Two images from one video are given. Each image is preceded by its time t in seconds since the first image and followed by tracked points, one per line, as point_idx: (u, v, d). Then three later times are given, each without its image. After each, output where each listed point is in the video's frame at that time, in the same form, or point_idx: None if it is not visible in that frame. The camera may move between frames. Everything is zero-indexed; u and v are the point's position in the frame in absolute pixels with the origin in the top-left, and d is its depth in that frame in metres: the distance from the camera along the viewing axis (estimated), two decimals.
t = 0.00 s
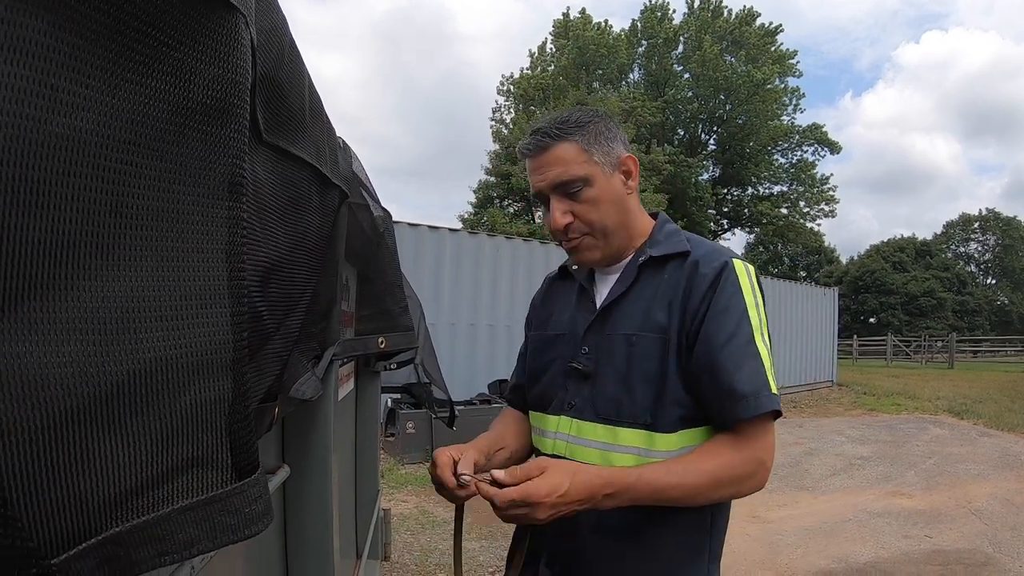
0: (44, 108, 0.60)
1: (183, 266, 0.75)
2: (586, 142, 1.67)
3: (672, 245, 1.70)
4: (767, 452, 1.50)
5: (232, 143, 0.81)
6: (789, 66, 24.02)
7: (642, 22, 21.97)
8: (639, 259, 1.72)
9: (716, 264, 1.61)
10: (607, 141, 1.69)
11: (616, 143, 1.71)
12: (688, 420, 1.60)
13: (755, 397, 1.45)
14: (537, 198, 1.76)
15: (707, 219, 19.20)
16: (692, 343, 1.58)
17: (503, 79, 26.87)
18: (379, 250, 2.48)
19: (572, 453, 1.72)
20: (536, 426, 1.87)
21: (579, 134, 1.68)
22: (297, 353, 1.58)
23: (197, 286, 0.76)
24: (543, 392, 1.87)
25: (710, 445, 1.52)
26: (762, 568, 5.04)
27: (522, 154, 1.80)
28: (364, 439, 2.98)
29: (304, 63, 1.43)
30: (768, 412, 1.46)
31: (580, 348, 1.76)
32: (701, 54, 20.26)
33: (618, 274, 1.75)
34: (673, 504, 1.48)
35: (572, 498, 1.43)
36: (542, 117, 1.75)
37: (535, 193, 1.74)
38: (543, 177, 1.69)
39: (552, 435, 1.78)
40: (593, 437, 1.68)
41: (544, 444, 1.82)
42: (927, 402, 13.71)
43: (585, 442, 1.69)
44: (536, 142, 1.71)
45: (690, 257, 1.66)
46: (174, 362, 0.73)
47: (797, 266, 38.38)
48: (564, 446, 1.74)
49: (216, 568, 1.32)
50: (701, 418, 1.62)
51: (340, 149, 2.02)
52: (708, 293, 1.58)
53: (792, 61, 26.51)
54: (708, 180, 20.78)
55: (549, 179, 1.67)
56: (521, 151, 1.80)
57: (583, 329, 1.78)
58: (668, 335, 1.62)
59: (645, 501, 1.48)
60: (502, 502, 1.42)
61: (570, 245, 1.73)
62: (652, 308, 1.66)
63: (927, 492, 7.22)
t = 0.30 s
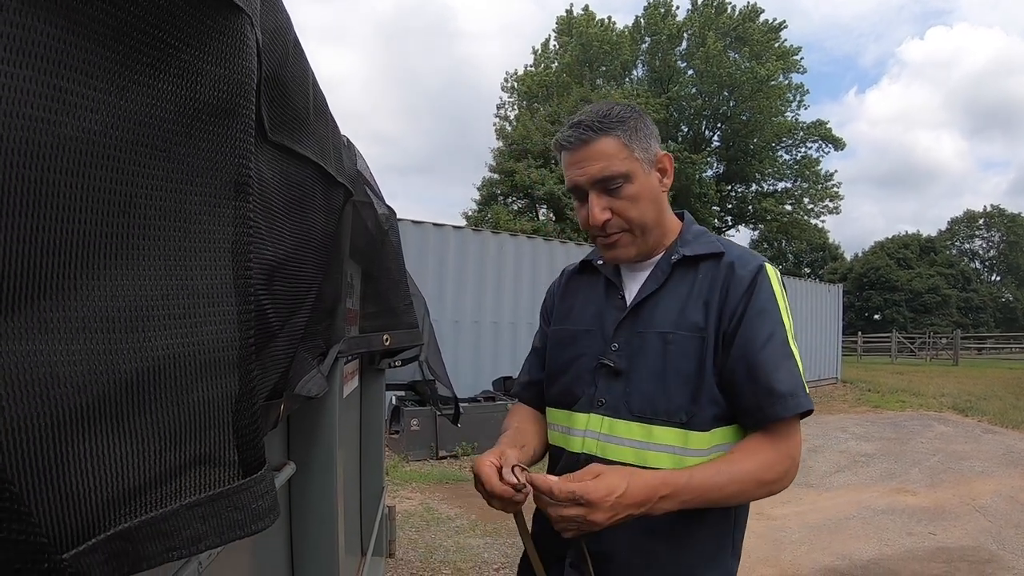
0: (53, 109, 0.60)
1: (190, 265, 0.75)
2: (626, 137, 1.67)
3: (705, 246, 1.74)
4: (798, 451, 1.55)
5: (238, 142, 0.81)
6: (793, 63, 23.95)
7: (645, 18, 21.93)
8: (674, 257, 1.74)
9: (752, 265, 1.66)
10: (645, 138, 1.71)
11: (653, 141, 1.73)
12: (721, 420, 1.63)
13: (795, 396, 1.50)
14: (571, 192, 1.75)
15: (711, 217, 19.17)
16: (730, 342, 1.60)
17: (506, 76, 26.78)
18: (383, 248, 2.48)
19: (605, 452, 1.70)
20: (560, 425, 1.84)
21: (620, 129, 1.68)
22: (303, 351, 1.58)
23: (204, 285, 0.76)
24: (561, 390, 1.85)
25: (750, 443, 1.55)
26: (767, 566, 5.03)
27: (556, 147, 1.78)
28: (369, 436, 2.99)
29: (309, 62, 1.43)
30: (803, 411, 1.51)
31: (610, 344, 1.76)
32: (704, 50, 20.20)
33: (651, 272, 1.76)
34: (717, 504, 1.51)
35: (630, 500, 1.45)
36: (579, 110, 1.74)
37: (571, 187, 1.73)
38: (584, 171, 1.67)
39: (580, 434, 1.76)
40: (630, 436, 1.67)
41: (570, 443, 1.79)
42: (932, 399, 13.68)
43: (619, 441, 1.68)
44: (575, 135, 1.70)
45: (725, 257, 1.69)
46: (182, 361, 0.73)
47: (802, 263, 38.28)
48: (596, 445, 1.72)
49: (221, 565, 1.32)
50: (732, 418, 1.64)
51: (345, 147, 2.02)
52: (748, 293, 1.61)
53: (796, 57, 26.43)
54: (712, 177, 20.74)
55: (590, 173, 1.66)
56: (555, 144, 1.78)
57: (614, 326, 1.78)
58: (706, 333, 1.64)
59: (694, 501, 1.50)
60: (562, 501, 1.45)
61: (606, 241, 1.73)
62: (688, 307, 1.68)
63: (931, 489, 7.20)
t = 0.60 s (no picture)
0: (58, 104, 0.60)
1: (195, 259, 0.75)
2: (646, 130, 1.67)
3: (719, 244, 1.74)
4: (808, 450, 1.58)
5: (241, 137, 0.81)
6: (796, 59, 23.90)
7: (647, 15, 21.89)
8: (688, 254, 1.73)
9: (767, 263, 1.66)
10: (664, 132, 1.71)
11: (671, 135, 1.73)
12: (734, 418, 1.63)
13: (809, 396, 1.51)
14: (588, 184, 1.74)
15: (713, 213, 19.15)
16: (746, 340, 1.61)
17: (509, 72, 26.72)
18: (387, 245, 2.48)
19: (618, 450, 1.70)
20: (570, 421, 1.84)
21: (639, 122, 1.67)
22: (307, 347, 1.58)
23: (209, 278, 0.76)
24: (572, 386, 1.85)
25: (764, 442, 1.57)
26: (770, 562, 5.03)
27: (573, 139, 1.77)
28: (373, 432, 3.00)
29: (311, 60, 1.42)
30: (816, 412, 1.52)
31: (623, 340, 1.76)
32: (707, 47, 20.16)
33: (665, 268, 1.76)
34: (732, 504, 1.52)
35: (650, 501, 1.43)
36: (598, 102, 1.73)
37: (589, 179, 1.72)
38: (603, 163, 1.67)
39: (592, 431, 1.76)
40: (644, 434, 1.67)
41: (582, 439, 1.79)
42: (935, 396, 13.66)
43: (632, 439, 1.68)
44: (594, 127, 1.69)
45: (740, 255, 1.70)
46: (187, 354, 0.73)
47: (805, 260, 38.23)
48: (609, 442, 1.72)
49: (224, 560, 1.32)
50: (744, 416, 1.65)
51: (348, 144, 2.02)
52: (764, 291, 1.62)
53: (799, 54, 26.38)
54: (714, 174, 20.71)
55: (609, 164, 1.66)
56: (572, 135, 1.77)
57: (628, 322, 1.77)
58: (722, 331, 1.64)
59: (711, 502, 1.50)
60: (582, 504, 1.43)
61: (623, 235, 1.72)
62: (703, 304, 1.68)
63: (935, 486, 7.20)
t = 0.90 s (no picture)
0: (62, 105, 0.60)
1: (199, 256, 0.75)
2: (661, 123, 1.68)
3: (726, 242, 1.74)
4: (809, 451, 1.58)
5: (245, 137, 0.81)
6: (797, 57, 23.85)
7: (648, 12, 21.84)
8: (694, 252, 1.74)
9: (773, 263, 1.67)
10: (677, 127, 1.72)
11: (684, 131, 1.75)
12: (739, 417, 1.64)
13: (813, 395, 1.52)
14: (601, 176, 1.74)
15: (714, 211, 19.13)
16: (750, 339, 1.61)
17: (510, 69, 26.68)
18: (388, 243, 2.48)
19: (622, 447, 1.70)
20: (574, 418, 1.84)
21: (655, 115, 1.68)
22: (309, 345, 1.58)
23: (213, 277, 0.76)
24: (577, 383, 1.84)
25: (770, 441, 1.57)
26: (772, 560, 5.03)
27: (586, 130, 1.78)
28: (374, 430, 3.00)
29: (313, 58, 1.42)
30: (820, 411, 1.53)
31: (628, 337, 1.76)
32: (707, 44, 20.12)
33: (671, 265, 1.76)
34: (733, 502, 1.51)
35: (653, 493, 1.42)
36: (614, 94, 1.74)
37: (602, 170, 1.72)
38: (617, 153, 1.67)
39: (596, 428, 1.76)
40: (648, 430, 1.67)
41: (586, 436, 1.78)
42: (936, 393, 13.65)
43: (636, 436, 1.68)
44: (610, 117, 1.69)
45: (746, 254, 1.70)
46: (192, 352, 0.73)
47: (806, 258, 38.18)
48: (612, 439, 1.72)
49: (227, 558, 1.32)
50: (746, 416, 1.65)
51: (349, 141, 2.02)
52: (769, 291, 1.62)
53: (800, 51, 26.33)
54: (715, 171, 20.69)
55: (623, 155, 1.66)
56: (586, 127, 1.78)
57: (633, 318, 1.77)
58: (727, 329, 1.64)
59: (712, 500, 1.49)
60: (584, 489, 1.41)
61: (631, 229, 1.72)
62: (708, 302, 1.68)
63: (935, 484, 7.20)
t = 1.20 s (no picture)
0: (61, 111, 0.60)
1: (198, 259, 0.75)
2: (637, 126, 1.66)
3: (725, 243, 1.74)
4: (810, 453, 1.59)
5: (242, 141, 0.81)
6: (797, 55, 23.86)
7: (648, 10, 21.84)
8: (693, 254, 1.73)
9: (774, 264, 1.67)
10: (660, 127, 1.69)
11: (669, 130, 1.71)
12: (740, 421, 1.64)
13: (815, 400, 1.53)
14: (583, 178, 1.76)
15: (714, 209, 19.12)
16: (752, 343, 1.62)
17: (509, 67, 26.63)
18: (388, 243, 2.48)
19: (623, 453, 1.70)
20: (575, 424, 1.83)
21: (632, 118, 1.67)
22: (308, 345, 1.58)
23: (211, 280, 0.76)
24: (577, 387, 1.84)
25: (770, 444, 1.57)
26: (772, 558, 5.03)
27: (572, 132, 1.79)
28: (374, 429, 3.00)
29: (311, 60, 1.42)
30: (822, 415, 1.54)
31: (627, 342, 1.75)
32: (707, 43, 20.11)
33: (670, 267, 1.75)
34: (737, 504, 1.51)
35: (661, 495, 1.43)
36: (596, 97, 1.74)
37: (582, 173, 1.74)
38: (592, 158, 1.68)
39: (596, 433, 1.75)
40: (649, 438, 1.67)
41: (586, 443, 1.78)
42: (936, 392, 13.65)
43: (637, 442, 1.68)
44: (586, 123, 1.70)
45: (747, 255, 1.70)
46: (191, 355, 0.73)
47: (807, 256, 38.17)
48: (613, 446, 1.71)
49: (226, 558, 1.32)
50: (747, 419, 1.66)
51: (348, 141, 2.02)
52: (771, 293, 1.63)
53: (800, 49, 26.33)
54: (715, 170, 20.70)
55: (597, 160, 1.67)
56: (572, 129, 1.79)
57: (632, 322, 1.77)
58: (728, 333, 1.64)
59: (717, 502, 1.49)
60: (593, 502, 1.39)
61: (614, 232, 1.74)
62: (709, 306, 1.68)
63: (935, 482, 7.20)
